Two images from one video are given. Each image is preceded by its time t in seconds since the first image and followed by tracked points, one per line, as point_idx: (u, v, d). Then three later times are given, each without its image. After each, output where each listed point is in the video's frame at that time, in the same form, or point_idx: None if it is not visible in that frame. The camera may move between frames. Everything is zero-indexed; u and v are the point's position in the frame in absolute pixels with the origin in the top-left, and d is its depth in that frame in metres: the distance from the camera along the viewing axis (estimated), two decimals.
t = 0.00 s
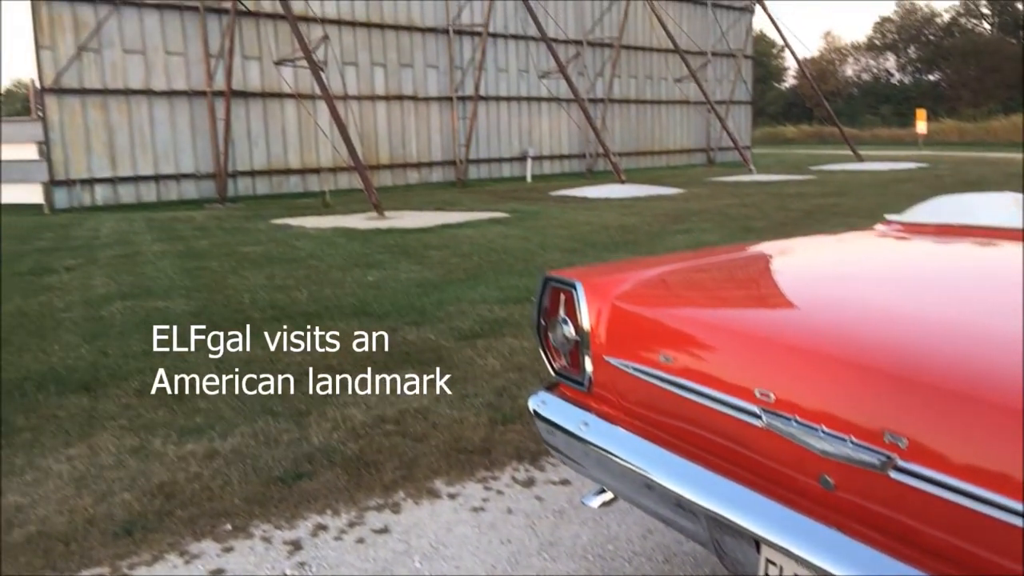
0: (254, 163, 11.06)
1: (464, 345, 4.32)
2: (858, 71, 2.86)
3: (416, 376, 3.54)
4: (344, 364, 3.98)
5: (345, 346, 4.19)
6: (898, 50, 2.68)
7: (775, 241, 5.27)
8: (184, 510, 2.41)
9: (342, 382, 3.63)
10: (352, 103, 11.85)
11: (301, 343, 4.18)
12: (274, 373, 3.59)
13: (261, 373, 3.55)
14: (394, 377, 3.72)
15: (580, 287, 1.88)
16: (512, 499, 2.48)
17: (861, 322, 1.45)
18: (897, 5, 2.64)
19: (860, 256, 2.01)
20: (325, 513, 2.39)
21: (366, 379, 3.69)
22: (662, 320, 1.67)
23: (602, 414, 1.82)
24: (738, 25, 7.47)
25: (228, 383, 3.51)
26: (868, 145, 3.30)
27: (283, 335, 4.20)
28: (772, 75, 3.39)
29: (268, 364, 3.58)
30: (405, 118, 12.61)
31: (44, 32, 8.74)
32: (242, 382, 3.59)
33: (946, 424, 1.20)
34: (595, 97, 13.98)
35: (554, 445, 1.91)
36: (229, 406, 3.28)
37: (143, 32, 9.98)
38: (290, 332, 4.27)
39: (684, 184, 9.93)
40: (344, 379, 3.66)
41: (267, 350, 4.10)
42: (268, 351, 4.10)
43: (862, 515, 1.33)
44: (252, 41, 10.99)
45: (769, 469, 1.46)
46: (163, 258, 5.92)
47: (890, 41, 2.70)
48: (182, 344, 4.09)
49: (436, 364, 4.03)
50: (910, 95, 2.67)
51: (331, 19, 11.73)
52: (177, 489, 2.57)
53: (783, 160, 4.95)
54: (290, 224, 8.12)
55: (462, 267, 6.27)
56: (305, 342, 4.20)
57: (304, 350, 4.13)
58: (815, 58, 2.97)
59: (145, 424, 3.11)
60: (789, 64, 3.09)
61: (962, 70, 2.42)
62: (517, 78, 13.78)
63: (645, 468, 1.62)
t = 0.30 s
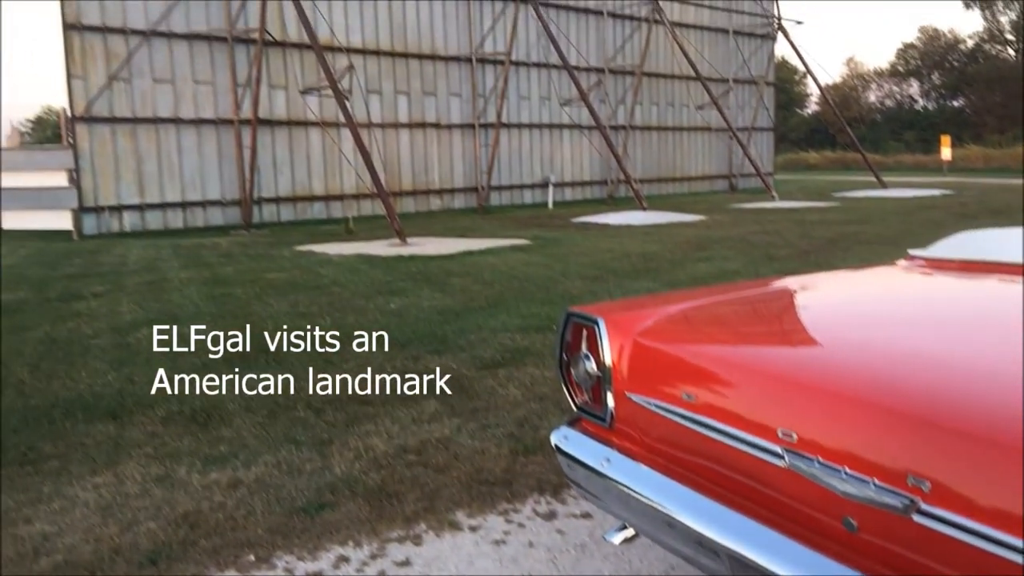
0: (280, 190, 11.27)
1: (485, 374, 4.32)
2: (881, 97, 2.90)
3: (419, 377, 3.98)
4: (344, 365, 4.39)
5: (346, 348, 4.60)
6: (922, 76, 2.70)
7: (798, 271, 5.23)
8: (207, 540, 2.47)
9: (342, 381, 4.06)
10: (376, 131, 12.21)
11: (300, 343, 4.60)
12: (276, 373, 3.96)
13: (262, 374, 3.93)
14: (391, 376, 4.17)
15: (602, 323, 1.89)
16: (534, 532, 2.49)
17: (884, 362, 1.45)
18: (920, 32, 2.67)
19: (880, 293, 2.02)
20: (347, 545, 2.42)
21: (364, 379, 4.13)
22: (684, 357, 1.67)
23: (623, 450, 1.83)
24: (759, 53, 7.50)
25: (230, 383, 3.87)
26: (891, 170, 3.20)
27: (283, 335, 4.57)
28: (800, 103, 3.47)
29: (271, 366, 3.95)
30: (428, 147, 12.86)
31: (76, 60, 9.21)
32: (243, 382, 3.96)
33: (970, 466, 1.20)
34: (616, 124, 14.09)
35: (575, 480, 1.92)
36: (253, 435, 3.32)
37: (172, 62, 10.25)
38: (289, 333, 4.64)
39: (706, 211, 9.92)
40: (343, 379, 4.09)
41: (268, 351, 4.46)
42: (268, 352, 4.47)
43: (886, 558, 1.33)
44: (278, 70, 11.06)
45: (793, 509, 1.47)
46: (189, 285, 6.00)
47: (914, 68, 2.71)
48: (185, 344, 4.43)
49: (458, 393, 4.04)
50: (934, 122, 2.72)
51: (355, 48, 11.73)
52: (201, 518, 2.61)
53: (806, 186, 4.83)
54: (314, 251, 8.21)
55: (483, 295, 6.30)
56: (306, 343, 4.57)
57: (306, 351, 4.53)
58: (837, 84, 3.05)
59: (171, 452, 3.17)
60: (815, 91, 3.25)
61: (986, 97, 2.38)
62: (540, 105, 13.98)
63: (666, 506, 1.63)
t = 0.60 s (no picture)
0: (297, 214, 11.33)
1: (500, 400, 4.30)
2: (896, 120, 2.84)
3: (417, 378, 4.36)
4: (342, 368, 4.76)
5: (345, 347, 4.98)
6: (938, 99, 2.67)
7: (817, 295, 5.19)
8: (223, 566, 2.50)
9: (342, 381, 4.44)
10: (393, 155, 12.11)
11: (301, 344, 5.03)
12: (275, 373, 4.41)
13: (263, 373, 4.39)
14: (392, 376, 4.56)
15: (617, 353, 1.90)
16: (549, 560, 2.48)
17: (899, 396, 1.46)
18: (934, 55, 2.63)
19: (893, 321, 2.03)
20: (361, 572, 2.43)
21: (364, 379, 4.50)
22: (699, 388, 1.68)
23: (637, 481, 1.83)
24: (774, 76, 7.51)
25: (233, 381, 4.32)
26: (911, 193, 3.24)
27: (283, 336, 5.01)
28: (811, 124, 3.35)
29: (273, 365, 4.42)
30: (445, 171, 12.88)
31: (98, 87, 9.54)
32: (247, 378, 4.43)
33: (989, 502, 1.21)
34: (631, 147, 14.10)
35: (589, 511, 1.92)
36: (269, 460, 3.33)
37: (192, 87, 10.36)
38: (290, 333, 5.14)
39: (723, 233, 9.89)
40: (343, 378, 4.48)
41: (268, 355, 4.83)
42: (270, 352, 4.93)
43: None
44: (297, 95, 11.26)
45: (810, 543, 1.47)
46: (207, 308, 6.05)
47: (930, 90, 2.67)
48: (189, 343, 4.88)
49: (472, 419, 4.04)
50: (951, 144, 2.70)
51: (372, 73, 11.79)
52: (216, 544, 2.64)
53: (821, 212, 4.75)
54: (331, 274, 8.24)
55: (498, 318, 6.31)
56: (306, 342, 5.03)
57: (306, 351, 5.00)
58: (851, 106, 2.95)
59: (187, 477, 3.20)
60: (828, 113, 3.12)
61: (1004, 117, 2.52)
62: (555, 129, 14.08)
63: (681, 538, 1.63)
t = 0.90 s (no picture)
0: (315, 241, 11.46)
1: (516, 431, 4.19)
2: (914, 146, 3.19)
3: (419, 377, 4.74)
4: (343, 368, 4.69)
5: (348, 347, 4.83)
6: (955, 126, 3.05)
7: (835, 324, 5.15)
8: None
9: (342, 381, 4.65)
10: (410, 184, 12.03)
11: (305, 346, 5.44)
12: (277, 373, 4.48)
13: (264, 374, 4.45)
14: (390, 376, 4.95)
15: (633, 389, 1.97)
16: None
17: (908, 440, 1.55)
18: (952, 83, 3.07)
19: (897, 354, 2.11)
20: None
21: (364, 378, 4.80)
22: (716, 425, 1.75)
23: (655, 518, 1.89)
24: (790, 103, 7.50)
25: (233, 381, 4.38)
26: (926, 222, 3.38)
27: (283, 336, 4.70)
28: (827, 152, 3.62)
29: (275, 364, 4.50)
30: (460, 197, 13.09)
31: (119, 117, 9.16)
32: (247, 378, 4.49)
33: (1004, 544, 1.30)
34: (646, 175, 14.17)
35: (606, 545, 1.99)
36: (285, 490, 3.73)
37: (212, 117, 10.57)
38: (292, 333, 4.76)
39: (739, 260, 9.88)
40: (343, 378, 4.68)
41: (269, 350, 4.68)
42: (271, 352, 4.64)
43: None
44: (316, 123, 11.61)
45: None
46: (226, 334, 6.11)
47: (947, 117, 3.08)
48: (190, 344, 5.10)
49: (488, 450, 4.09)
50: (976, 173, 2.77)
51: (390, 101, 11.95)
52: None
53: (840, 239, 4.69)
54: (348, 300, 8.29)
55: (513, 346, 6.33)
56: (307, 342, 4.83)
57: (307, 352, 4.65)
58: (869, 133, 3.31)
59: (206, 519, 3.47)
60: (842, 140, 3.47)
61: None
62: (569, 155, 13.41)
63: None
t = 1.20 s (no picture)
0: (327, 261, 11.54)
1: (528, 455, 4.19)
2: (927, 167, 3.04)
3: (415, 379, 5.05)
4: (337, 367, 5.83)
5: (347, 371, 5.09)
6: (968, 147, 2.80)
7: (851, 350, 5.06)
8: None
9: (341, 383, 5.17)
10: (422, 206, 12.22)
11: (300, 345, 6.24)
12: (275, 374, 5.02)
13: (263, 375, 4.99)
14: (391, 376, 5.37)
15: (645, 418, 1.99)
16: None
17: (920, 471, 1.56)
18: (964, 104, 2.81)
19: (907, 382, 2.10)
20: None
21: (364, 379, 5.22)
22: (726, 453, 1.76)
23: (667, 548, 1.89)
24: (800, 126, 7.55)
25: (234, 382, 4.91)
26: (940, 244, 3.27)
27: (309, 347, 6.23)
28: (841, 173, 3.69)
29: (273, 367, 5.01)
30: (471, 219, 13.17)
31: (138, 140, 9.75)
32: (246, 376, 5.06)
33: None
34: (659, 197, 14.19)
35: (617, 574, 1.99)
36: (296, 515, 3.68)
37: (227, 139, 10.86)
38: (310, 346, 6.22)
39: (751, 281, 9.83)
40: (341, 381, 5.18)
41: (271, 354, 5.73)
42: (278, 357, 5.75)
43: None
44: (329, 145, 11.71)
45: None
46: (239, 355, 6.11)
47: (958, 139, 2.84)
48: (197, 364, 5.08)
49: (500, 473, 4.04)
50: (982, 193, 2.74)
51: (402, 124, 12.37)
52: None
53: (853, 259, 4.61)
54: (360, 322, 8.30)
55: (524, 369, 6.33)
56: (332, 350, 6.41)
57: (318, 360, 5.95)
58: (880, 153, 3.18)
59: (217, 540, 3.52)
60: (854, 162, 3.40)
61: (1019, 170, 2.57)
62: (581, 177, 14.73)
63: None
